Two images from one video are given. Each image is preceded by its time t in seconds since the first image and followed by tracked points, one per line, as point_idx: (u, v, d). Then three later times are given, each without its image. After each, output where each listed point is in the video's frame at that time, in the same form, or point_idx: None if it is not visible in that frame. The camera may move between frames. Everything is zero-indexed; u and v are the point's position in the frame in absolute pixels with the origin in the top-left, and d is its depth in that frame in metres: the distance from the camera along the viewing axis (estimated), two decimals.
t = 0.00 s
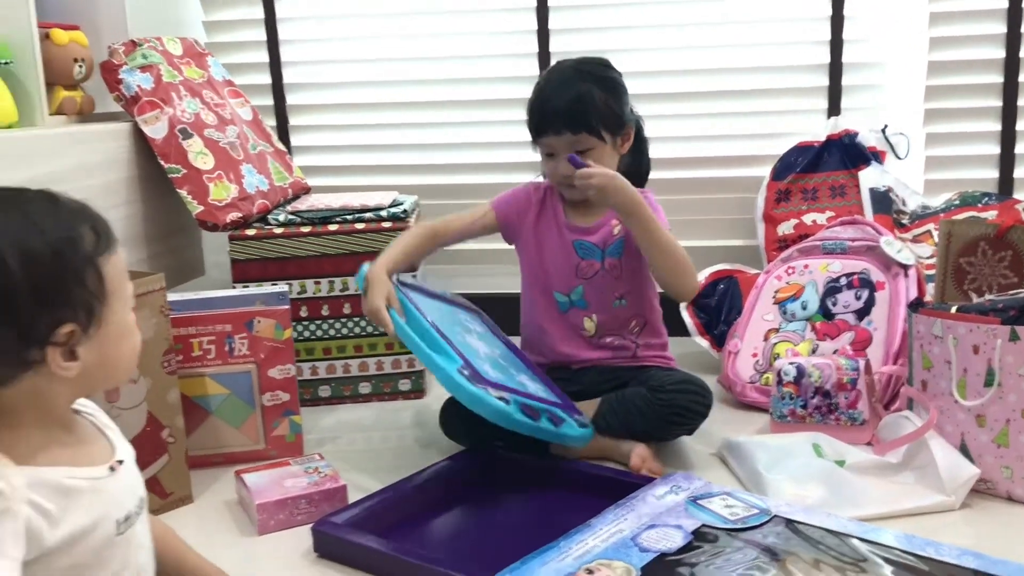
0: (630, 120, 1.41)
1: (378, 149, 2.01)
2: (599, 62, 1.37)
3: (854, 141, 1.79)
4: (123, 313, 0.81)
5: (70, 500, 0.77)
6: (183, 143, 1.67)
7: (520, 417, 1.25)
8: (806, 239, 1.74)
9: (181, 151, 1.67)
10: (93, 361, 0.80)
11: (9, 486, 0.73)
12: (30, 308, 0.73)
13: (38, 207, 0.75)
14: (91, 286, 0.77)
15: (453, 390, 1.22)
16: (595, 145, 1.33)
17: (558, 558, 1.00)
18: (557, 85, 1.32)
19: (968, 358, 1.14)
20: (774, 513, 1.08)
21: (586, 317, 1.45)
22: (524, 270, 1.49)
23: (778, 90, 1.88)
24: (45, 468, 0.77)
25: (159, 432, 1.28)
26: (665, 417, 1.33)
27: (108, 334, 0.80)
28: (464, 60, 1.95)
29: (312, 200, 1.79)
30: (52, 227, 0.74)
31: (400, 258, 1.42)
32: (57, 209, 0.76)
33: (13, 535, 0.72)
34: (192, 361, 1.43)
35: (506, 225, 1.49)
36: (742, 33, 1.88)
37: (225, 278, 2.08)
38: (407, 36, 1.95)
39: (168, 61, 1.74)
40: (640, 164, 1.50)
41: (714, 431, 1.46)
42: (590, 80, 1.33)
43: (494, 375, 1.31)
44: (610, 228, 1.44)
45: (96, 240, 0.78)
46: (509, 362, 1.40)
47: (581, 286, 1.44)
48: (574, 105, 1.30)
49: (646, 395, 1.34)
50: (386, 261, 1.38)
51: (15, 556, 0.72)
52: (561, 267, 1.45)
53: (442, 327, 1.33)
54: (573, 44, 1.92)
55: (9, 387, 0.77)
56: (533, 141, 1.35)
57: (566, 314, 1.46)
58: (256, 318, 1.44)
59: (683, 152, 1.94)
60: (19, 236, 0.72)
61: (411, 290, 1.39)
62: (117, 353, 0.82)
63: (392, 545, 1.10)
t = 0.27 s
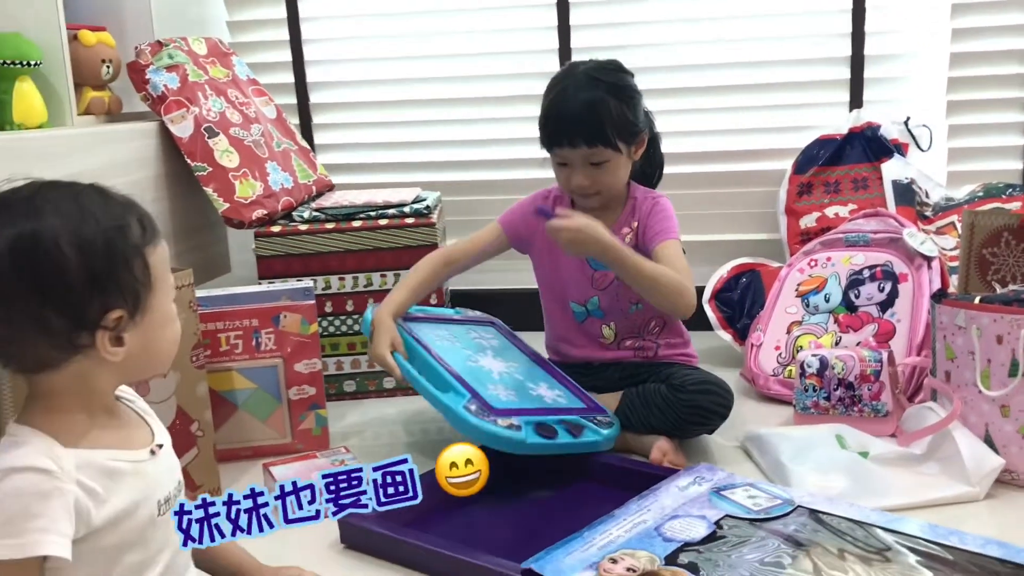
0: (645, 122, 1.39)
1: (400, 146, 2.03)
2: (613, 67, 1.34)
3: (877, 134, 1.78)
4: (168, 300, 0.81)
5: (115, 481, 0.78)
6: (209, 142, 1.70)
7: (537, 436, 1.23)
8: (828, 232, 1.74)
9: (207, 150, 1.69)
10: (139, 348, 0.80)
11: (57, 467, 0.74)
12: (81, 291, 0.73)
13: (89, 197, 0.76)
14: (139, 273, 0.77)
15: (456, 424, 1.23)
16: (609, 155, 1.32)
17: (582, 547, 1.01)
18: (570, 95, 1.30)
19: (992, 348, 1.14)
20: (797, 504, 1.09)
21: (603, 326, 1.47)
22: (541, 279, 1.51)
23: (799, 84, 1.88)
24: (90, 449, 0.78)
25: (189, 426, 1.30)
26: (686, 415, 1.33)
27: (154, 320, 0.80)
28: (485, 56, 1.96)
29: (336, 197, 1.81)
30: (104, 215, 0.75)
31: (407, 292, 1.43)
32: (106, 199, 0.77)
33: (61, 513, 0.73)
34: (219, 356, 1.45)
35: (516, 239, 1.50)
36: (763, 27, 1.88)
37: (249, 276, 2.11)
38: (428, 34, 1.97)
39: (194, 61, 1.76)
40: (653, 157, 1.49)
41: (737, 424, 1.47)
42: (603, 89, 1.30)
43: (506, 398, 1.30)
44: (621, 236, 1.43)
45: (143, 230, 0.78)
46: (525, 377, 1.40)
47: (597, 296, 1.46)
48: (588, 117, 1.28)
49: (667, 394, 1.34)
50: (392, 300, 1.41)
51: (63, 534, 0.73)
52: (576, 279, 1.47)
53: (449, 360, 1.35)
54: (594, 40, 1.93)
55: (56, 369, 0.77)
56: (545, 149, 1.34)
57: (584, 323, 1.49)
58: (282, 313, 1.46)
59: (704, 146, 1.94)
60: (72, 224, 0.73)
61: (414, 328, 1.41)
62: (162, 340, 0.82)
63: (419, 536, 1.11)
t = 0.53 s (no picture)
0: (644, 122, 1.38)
1: (414, 142, 2.04)
2: (608, 70, 1.32)
3: (890, 126, 1.77)
4: (200, 287, 0.83)
5: (147, 465, 0.79)
6: (225, 138, 1.71)
7: (544, 444, 1.24)
8: (842, 224, 1.74)
9: (223, 146, 1.71)
10: (172, 332, 0.81)
11: (91, 450, 0.75)
12: (117, 274, 0.75)
13: (126, 184, 0.77)
14: (173, 259, 0.79)
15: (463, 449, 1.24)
16: (609, 164, 1.31)
17: (597, 537, 1.02)
18: (565, 106, 1.29)
19: (1006, 338, 1.14)
20: (811, 493, 1.09)
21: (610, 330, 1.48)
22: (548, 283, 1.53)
23: (812, 76, 1.88)
24: (123, 434, 0.79)
25: (207, 419, 1.32)
26: (698, 407, 1.33)
27: (187, 306, 0.81)
28: (497, 51, 1.97)
29: (350, 192, 1.82)
30: (141, 201, 0.77)
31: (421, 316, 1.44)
32: (142, 187, 0.79)
33: (97, 494, 0.74)
34: (237, 349, 1.47)
35: (520, 248, 1.50)
36: (775, 20, 1.88)
37: (265, 271, 2.12)
38: (441, 29, 1.98)
39: (209, 58, 1.78)
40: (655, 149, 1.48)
41: (751, 416, 1.47)
42: (599, 97, 1.29)
43: (513, 412, 1.31)
44: (623, 244, 1.43)
45: (177, 217, 0.80)
46: (534, 385, 1.41)
47: (603, 302, 1.47)
48: (584, 128, 1.27)
49: (679, 386, 1.34)
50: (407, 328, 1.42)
51: (99, 514, 0.74)
52: (582, 283, 1.48)
53: (455, 387, 1.36)
54: (606, 34, 1.93)
55: (93, 351, 0.78)
56: (545, 158, 1.33)
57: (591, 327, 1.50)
58: (298, 307, 1.48)
59: (717, 139, 1.95)
60: (109, 210, 0.75)
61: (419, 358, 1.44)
62: (193, 326, 0.83)
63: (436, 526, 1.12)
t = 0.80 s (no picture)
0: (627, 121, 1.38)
1: (419, 139, 2.05)
2: (585, 73, 1.32)
3: (894, 122, 1.77)
4: (216, 283, 0.84)
5: (157, 454, 0.80)
6: (231, 135, 1.72)
7: (546, 442, 1.23)
8: (846, 220, 1.74)
9: (230, 143, 1.72)
10: (187, 325, 0.82)
11: (101, 438, 0.76)
12: (140, 263, 0.76)
13: (154, 178, 0.79)
14: (192, 253, 0.80)
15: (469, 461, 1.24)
16: (593, 167, 1.32)
17: (600, 530, 1.02)
18: (544, 113, 1.29)
19: (1009, 333, 1.15)
20: (814, 487, 1.10)
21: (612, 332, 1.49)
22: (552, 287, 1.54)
23: (817, 72, 1.88)
24: (134, 424, 0.80)
25: (214, 414, 1.34)
26: (700, 401, 1.34)
27: (202, 301, 0.83)
28: (501, 49, 1.97)
29: (356, 189, 1.83)
30: (167, 195, 0.79)
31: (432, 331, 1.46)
32: (168, 182, 0.81)
33: (106, 482, 0.75)
34: (243, 345, 1.47)
35: (520, 253, 1.52)
36: (780, 16, 1.88)
37: (272, 268, 2.13)
38: (446, 27, 1.99)
39: (216, 56, 1.79)
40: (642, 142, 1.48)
41: (755, 411, 1.48)
42: (578, 103, 1.29)
43: (515, 416, 1.31)
44: (618, 244, 1.43)
45: (199, 214, 0.82)
46: (536, 383, 1.42)
47: (603, 302, 1.47)
48: (565, 135, 1.28)
49: (682, 379, 1.35)
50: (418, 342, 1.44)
51: (109, 501, 0.75)
52: (582, 285, 1.49)
53: (456, 403, 1.36)
54: (611, 30, 1.94)
55: (107, 339, 0.79)
56: (530, 164, 1.34)
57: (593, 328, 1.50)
58: (305, 303, 1.49)
59: (722, 136, 1.95)
60: (137, 201, 0.76)
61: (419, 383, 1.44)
62: (207, 322, 0.84)
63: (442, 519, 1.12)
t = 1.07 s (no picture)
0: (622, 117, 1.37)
1: (424, 136, 2.05)
2: (576, 71, 1.31)
3: (899, 119, 1.77)
4: (222, 280, 0.85)
5: (159, 450, 0.81)
6: (237, 132, 1.73)
7: (550, 438, 1.24)
8: (851, 217, 1.75)
9: (235, 140, 1.72)
10: (191, 320, 0.83)
11: (106, 433, 0.77)
12: (147, 256, 0.77)
13: (166, 174, 0.80)
14: (200, 250, 0.81)
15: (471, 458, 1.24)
16: (588, 164, 1.33)
17: (603, 525, 1.03)
18: (536, 114, 1.29)
19: (1012, 330, 1.15)
20: (817, 484, 1.10)
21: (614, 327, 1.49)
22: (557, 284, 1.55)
23: (822, 69, 1.88)
24: (135, 420, 0.81)
25: (220, 408, 1.32)
26: (704, 397, 1.34)
27: (206, 297, 0.83)
28: (506, 46, 1.97)
29: (361, 186, 1.84)
30: (177, 190, 0.80)
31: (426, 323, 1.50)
32: (180, 179, 0.82)
33: (111, 476, 0.76)
34: (248, 340, 1.48)
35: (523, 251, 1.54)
36: (785, 13, 1.88)
37: (277, 265, 2.14)
38: (451, 24, 1.99)
39: (221, 53, 1.79)
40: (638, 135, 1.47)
41: (759, 408, 1.48)
42: (570, 102, 1.29)
43: (518, 413, 1.31)
44: (617, 237, 1.43)
45: (209, 211, 0.83)
46: (539, 379, 1.42)
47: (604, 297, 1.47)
48: (558, 135, 1.28)
49: (686, 375, 1.35)
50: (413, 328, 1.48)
51: (114, 496, 0.75)
52: (583, 280, 1.49)
53: (459, 400, 1.36)
54: (616, 28, 1.94)
55: (113, 331, 0.79)
56: (527, 163, 1.35)
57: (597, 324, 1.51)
58: (310, 299, 1.49)
59: (726, 133, 1.95)
60: (148, 196, 0.77)
61: (423, 382, 1.44)
62: (212, 318, 0.85)
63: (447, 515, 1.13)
